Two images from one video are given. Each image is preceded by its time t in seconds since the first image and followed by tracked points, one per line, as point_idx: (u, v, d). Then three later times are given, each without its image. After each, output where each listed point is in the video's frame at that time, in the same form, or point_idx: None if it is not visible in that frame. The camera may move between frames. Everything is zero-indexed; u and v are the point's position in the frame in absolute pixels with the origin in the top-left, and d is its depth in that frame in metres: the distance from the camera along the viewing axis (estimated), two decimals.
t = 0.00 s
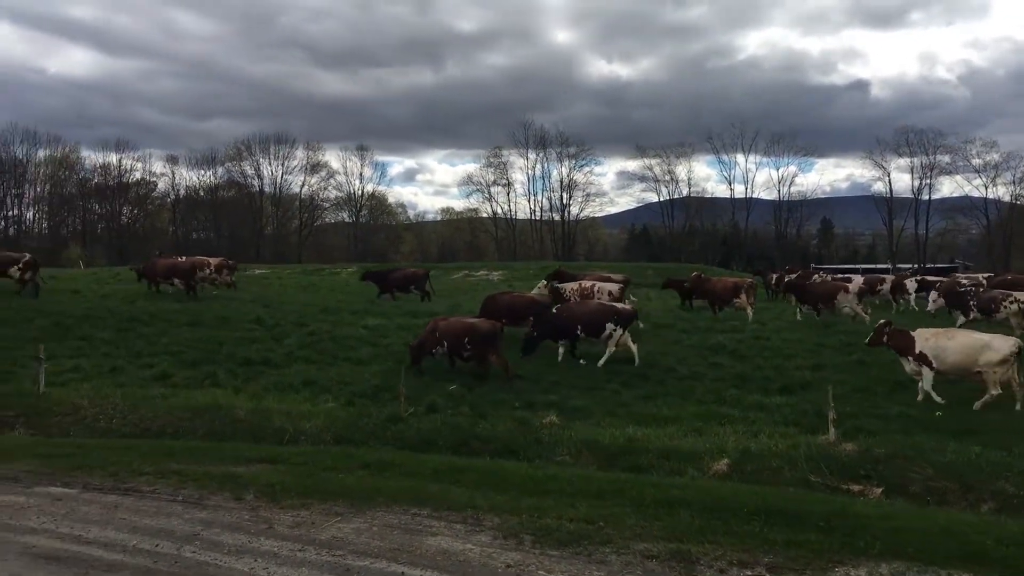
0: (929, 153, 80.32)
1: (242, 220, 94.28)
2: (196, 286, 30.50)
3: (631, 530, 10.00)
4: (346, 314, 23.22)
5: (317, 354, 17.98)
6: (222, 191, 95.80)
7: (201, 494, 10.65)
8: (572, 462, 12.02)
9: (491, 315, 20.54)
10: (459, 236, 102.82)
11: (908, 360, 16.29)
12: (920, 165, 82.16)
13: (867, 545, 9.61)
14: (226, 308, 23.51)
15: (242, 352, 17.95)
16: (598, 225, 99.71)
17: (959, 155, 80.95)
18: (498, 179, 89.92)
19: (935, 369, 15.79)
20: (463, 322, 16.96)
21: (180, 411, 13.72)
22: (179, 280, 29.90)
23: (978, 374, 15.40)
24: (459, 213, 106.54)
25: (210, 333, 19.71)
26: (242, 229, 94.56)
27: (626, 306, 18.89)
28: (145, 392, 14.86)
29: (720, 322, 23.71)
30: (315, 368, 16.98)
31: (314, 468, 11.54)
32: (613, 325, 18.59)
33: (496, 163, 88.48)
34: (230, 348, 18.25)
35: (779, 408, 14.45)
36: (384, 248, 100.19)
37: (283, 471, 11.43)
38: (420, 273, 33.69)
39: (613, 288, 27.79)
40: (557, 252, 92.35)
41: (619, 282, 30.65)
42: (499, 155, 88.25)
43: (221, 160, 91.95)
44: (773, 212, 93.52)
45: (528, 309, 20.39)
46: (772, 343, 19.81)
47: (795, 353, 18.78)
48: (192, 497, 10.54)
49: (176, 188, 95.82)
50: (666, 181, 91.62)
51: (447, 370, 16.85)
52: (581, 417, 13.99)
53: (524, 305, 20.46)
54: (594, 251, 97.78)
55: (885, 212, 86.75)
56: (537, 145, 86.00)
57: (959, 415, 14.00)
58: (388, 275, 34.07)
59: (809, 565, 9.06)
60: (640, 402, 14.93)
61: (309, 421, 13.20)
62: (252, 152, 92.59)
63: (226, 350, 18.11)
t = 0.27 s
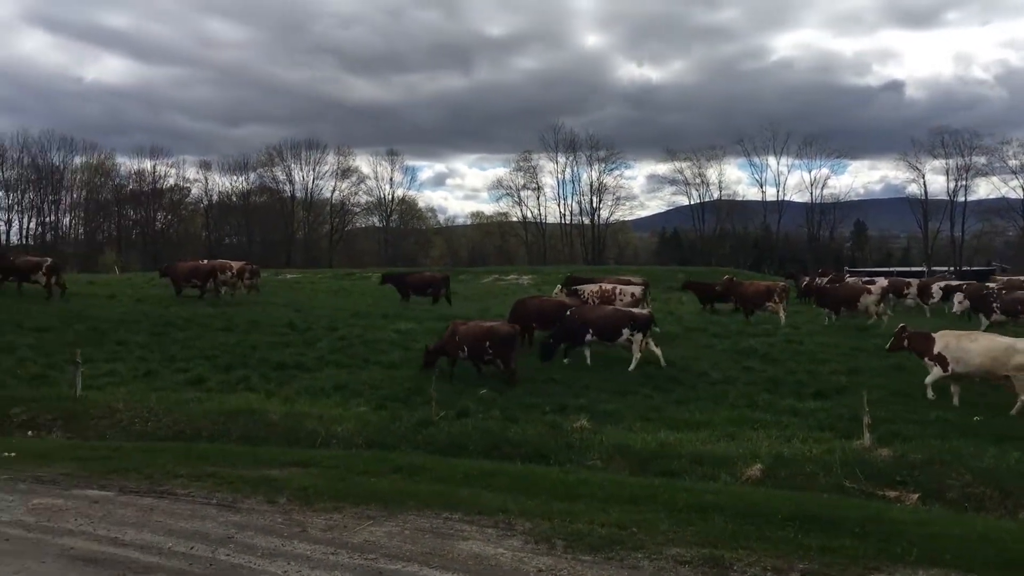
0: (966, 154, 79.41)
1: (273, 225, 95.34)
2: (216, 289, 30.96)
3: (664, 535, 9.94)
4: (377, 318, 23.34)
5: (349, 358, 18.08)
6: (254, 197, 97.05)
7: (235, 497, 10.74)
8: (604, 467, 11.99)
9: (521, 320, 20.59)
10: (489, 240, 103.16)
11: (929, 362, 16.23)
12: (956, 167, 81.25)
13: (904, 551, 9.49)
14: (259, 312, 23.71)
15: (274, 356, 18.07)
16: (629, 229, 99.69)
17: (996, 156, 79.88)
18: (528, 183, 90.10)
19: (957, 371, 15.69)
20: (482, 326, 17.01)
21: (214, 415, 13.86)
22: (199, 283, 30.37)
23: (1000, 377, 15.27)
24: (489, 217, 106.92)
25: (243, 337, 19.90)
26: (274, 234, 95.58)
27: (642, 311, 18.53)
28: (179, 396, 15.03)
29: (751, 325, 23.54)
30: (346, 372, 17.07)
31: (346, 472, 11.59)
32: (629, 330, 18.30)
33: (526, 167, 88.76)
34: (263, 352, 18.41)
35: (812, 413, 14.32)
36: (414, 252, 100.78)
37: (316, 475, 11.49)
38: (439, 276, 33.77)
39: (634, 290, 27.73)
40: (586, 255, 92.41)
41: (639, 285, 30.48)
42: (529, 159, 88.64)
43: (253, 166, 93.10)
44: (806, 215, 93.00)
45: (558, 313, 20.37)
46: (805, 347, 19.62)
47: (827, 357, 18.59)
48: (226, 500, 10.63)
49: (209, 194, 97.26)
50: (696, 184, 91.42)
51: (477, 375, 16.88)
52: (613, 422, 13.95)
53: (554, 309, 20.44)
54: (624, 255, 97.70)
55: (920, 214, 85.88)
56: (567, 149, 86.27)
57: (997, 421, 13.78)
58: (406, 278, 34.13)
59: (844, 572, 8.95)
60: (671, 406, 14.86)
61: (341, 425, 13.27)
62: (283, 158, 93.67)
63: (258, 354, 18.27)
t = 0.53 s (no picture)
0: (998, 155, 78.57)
1: (300, 229, 96.17)
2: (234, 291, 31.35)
3: (692, 539, 9.89)
4: (403, 321, 23.41)
5: (375, 361, 18.15)
6: (281, 201, 97.93)
7: (264, 500, 10.81)
8: (631, 471, 11.95)
9: (548, 323, 20.40)
10: (515, 244, 103.36)
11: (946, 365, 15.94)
12: (987, 168, 80.40)
13: (936, 556, 9.38)
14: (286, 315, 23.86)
15: (301, 359, 18.17)
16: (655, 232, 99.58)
17: None
18: (554, 187, 90.18)
19: (975, 374, 15.46)
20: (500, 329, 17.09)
21: (242, 418, 13.97)
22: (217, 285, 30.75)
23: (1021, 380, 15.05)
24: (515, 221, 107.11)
25: (271, 341, 20.02)
26: (301, 238, 96.32)
27: (657, 312, 18.54)
28: (208, 399, 15.18)
29: (778, 328, 23.37)
30: (372, 375, 17.14)
31: (373, 475, 11.63)
32: (646, 331, 18.25)
33: (552, 170, 88.90)
34: (290, 355, 18.52)
35: (841, 417, 14.19)
36: (440, 255, 101.22)
37: (343, 478, 11.54)
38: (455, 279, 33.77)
39: (650, 293, 27.64)
40: (613, 259, 92.32)
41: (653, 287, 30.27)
42: (555, 162, 88.83)
43: (281, 170, 93.95)
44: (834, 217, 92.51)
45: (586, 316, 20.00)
46: (834, 351, 19.45)
47: (856, 361, 18.42)
48: (255, 503, 10.70)
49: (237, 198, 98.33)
50: (723, 187, 91.14)
51: (503, 378, 16.88)
52: (640, 425, 13.91)
53: (579, 311, 20.12)
54: (651, 258, 97.50)
55: (951, 216, 85.08)
56: (593, 152, 86.40)
57: None
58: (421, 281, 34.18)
59: None
60: (698, 410, 14.78)
61: (368, 428, 13.31)
62: (310, 162, 94.44)
63: (286, 357, 18.38)
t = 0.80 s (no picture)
0: None
1: (328, 232, 97.13)
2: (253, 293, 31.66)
3: (721, 543, 9.82)
4: (430, 324, 23.48)
5: (402, 364, 18.20)
6: (309, 205, 98.87)
7: (293, 501, 10.87)
8: (659, 474, 11.91)
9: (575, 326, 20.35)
10: (542, 247, 103.48)
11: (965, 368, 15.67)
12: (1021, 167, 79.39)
13: (970, 561, 9.25)
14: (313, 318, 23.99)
15: (329, 362, 18.27)
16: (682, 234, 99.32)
17: None
18: (581, 189, 90.07)
19: (996, 376, 15.24)
20: (513, 329, 17.28)
21: (271, 420, 14.07)
22: (237, 287, 31.09)
23: None
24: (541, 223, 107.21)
25: (299, 343, 20.14)
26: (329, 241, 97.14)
27: (676, 314, 18.25)
28: (237, 402, 15.30)
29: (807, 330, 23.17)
30: (400, 377, 17.20)
31: (402, 478, 11.66)
32: (665, 333, 18.00)
33: (579, 172, 88.88)
34: (318, 358, 18.63)
35: (872, 421, 14.03)
36: (467, 258, 101.68)
37: (371, 480, 11.59)
38: (472, 281, 33.84)
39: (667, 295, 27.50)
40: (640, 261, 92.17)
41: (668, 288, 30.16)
42: (582, 165, 88.94)
43: (309, 174, 94.70)
44: (864, 218, 91.83)
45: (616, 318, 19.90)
46: (864, 353, 19.25)
47: (887, 364, 18.21)
48: (284, 504, 10.78)
49: (265, 202, 99.35)
50: (752, 189, 90.61)
51: (530, 380, 16.88)
52: (668, 429, 13.84)
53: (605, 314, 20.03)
54: (678, 260, 97.23)
55: (984, 216, 84.09)
56: (619, 154, 86.31)
57: None
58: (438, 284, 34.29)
59: None
60: (727, 413, 14.71)
61: (396, 430, 13.37)
62: (338, 166, 95.16)
63: (313, 360, 18.49)
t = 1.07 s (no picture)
0: None
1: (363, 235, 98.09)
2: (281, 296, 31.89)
3: (756, 547, 9.75)
4: (464, 326, 23.59)
5: (436, 367, 18.31)
6: (344, 208, 99.95)
7: (329, 502, 10.98)
8: (693, 477, 11.88)
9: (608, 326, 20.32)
10: (575, 248, 103.54)
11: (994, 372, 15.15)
12: None
13: (1012, 566, 9.10)
14: (348, 320, 24.23)
15: (363, 364, 18.42)
16: (716, 235, 98.86)
17: None
18: (614, 191, 90.02)
19: None
20: (535, 331, 17.44)
21: (306, 422, 14.24)
22: (265, 290, 31.36)
23: None
24: (574, 225, 107.22)
25: (334, 345, 20.35)
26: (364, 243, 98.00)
27: (702, 316, 18.15)
28: (273, 403, 15.50)
29: (843, 332, 22.93)
30: (433, 380, 17.31)
31: (436, 479, 11.73)
32: (691, 335, 17.88)
33: (611, 174, 88.73)
34: (352, 360, 18.80)
35: (911, 424, 13.85)
36: (501, 259, 102.17)
37: (405, 481, 11.67)
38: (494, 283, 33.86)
39: (687, 298, 27.32)
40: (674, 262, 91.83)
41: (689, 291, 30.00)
42: (614, 167, 88.97)
43: (343, 177, 95.47)
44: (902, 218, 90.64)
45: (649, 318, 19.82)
46: (903, 356, 18.99)
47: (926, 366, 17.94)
48: (320, 505, 10.88)
49: (300, 205, 100.55)
50: (787, 189, 89.77)
51: (563, 382, 16.90)
52: (703, 431, 13.78)
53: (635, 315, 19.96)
54: (713, 261, 96.75)
55: None
56: (652, 155, 86.18)
57: None
58: (460, 286, 34.37)
59: None
60: (762, 416, 14.63)
61: (430, 432, 13.46)
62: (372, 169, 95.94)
63: (348, 362, 18.66)
